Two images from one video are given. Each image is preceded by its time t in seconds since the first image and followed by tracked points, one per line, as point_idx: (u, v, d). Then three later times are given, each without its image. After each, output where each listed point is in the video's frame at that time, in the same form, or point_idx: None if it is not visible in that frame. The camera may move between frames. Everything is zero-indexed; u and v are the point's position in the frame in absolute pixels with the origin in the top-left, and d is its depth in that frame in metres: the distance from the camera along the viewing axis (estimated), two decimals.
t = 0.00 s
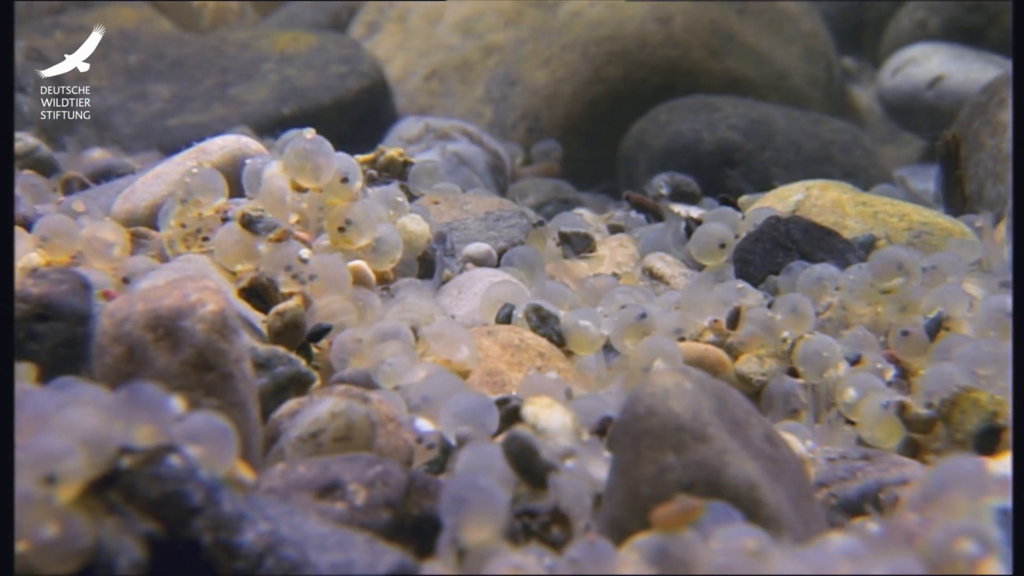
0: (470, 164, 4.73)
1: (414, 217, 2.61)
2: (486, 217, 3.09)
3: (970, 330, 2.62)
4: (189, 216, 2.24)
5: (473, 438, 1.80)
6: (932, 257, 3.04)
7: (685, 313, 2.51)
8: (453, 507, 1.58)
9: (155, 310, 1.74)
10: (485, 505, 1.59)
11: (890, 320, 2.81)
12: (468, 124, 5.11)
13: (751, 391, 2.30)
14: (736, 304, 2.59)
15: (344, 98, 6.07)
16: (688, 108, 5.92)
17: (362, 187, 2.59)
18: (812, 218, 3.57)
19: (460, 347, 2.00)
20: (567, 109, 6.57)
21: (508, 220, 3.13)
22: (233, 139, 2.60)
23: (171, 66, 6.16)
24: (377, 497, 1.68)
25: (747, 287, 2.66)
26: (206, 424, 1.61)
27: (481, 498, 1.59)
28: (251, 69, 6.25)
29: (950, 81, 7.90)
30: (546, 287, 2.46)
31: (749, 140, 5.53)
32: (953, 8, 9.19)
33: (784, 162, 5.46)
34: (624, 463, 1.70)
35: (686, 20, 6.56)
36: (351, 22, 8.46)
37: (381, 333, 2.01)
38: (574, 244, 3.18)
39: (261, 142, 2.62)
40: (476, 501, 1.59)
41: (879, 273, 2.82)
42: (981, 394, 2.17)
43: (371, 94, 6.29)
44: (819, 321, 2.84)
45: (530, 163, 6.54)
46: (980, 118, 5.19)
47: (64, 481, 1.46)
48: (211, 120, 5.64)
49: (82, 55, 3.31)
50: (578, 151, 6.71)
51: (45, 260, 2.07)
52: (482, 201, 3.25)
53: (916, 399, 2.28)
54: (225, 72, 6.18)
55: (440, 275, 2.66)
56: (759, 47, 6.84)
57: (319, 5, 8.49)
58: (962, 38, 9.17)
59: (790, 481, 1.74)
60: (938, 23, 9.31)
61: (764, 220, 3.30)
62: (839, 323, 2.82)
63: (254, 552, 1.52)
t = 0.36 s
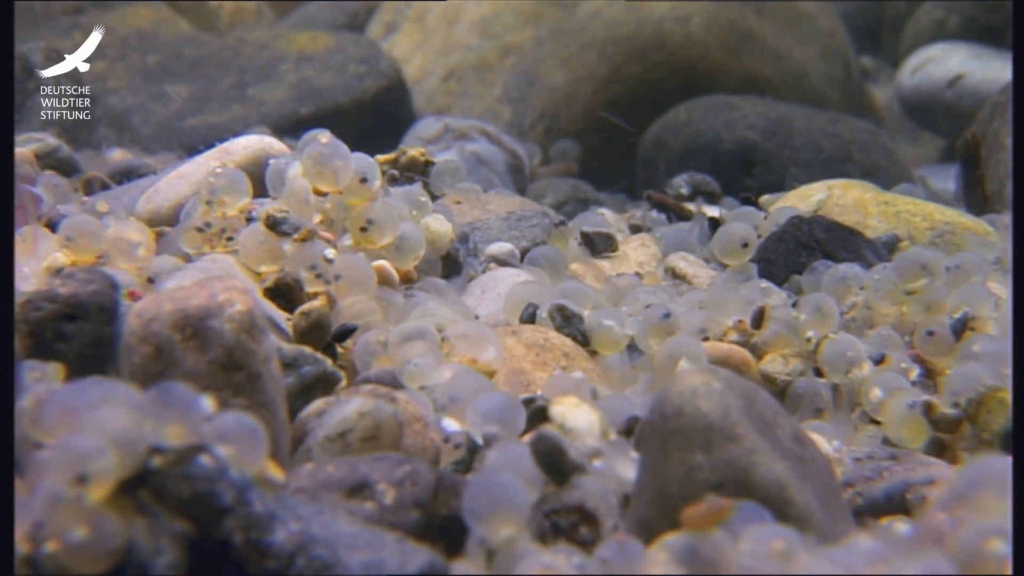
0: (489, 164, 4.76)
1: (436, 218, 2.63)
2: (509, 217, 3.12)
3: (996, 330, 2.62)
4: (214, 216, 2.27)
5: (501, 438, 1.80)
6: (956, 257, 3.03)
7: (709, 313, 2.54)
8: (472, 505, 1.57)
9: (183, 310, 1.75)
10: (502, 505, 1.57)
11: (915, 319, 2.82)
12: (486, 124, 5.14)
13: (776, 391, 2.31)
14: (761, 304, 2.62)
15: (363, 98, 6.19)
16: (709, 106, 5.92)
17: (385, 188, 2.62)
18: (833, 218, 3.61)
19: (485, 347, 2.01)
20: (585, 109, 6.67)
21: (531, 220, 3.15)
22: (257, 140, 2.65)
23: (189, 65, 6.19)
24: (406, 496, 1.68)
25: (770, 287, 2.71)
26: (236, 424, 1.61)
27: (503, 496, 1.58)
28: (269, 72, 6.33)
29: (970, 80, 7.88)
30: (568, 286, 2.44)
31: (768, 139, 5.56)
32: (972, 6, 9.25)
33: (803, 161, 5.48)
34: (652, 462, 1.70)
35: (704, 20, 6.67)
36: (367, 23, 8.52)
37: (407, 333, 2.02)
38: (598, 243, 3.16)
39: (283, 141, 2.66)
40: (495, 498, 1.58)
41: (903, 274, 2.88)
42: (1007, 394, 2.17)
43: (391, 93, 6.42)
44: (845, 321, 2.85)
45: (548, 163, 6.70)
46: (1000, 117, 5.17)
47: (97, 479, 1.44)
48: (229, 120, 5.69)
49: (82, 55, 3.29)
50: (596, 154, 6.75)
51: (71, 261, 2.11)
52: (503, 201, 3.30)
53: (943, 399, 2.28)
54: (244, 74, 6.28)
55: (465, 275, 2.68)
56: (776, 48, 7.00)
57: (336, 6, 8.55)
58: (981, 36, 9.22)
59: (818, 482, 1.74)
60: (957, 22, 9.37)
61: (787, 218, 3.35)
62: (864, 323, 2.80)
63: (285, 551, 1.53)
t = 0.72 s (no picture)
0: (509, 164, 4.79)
1: (460, 217, 2.61)
2: (531, 216, 3.14)
3: None
4: (239, 216, 2.30)
5: (528, 437, 1.79)
6: (983, 256, 3.00)
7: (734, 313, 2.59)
8: (508, 504, 1.54)
9: (211, 309, 1.75)
10: (535, 504, 1.55)
11: (941, 319, 2.82)
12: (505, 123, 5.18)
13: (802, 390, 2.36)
14: (787, 303, 2.63)
15: (382, 97, 6.40)
16: (730, 106, 6.11)
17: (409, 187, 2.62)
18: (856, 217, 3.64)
19: (512, 346, 2.00)
20: (603, 108, 6.76)
21: (553, 220, 3.16)
22: (281, 140, 2.65)
23: (207, 65, 6.33)
24: (435, 496, 1.68)
25: (796, 286, 2.70)
26: (267, 423, 1.61)
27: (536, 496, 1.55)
28: (290, 72, 6.40)
29: (990, 79, 7.86)
30: (592, 287, 2.44)
31: (789, 139, 5.70)
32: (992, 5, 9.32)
33: (822, 160, 5.59)
34: (681, 462, 1.70)
35: (724, 19, 6.82)
36: (386, 24, 8.61)
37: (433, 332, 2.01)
38: (622, 242, 3.15)
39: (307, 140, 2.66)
40: (529, 497, 1.55)
41: (928, 273, 2.88)
42: None
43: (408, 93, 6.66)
44: (869, 320, 2.87)
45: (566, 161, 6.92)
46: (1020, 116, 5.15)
47: (129, 478, 1.43)
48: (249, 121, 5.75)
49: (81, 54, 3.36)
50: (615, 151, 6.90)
51: (97, 261, 2.11)
52: (526, 201, 3.31)
53: (970, 399, 2.28)
54: (262, 74, 6.36)
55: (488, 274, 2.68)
56: (795, 46, 7.00)
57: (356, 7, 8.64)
58: (1001, 35, 9.28)
59: (847, 481, 1.73)
60: (977, 21, 9.48)
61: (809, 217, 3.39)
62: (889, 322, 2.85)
63: (316, 551, 1.53)
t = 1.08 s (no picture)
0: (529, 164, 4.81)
1: (483, 216, 2.61)
2: (555, 216, 3.13)
3: None
4: (264, 216, 2.30)
5: (558, 438, 1.80)
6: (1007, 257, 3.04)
7: (760, 313, 2.57)
8: (548, 505, 1.56)
9: (240, 309, 1.76)
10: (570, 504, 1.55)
11: (967, 318, 2.85)
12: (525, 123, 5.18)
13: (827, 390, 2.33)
14: (813, 302, 2.66)
15: (401, 97, 6.17)
16: (747, 106, 6.05)
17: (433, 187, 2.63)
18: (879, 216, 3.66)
19: (538, 345, 2.02)
20: (622, 107, 6.85)
21: (576, 220, 3.16)
22: (304, 140, 2.70)
23: (227, 68, 6.52)
24: (464, 496, 1.68)
25: (821, 286, 2.75)
26: (298, 422, 1.60)
27: (580, 497, 1.57)
28: (308, 72, 6.42)
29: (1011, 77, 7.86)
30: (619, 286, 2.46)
31: (809, 139, 5.71)
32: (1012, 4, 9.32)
33: (843, 160, 5.64)
34: (711, 462, 1.70)
35: (743, 19, 6.81)
36: (404, 23, 8.63)
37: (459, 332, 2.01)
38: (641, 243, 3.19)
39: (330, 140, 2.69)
40: (569, 495, 1.57)
41: (956, 271, 2.86)
42: None
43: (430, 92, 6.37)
44: (896, 319, 2.88)
45: (585, 161, 6.95)
46: None
47: (162, 478, 1.43)
48: (267, 121, 5.77)
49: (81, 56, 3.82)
50: (632, 153, 7.00)
51: (123, 261, 2.16)
52: (550, 200, 3.30)
53: (998, 400, 2.30)
54: (282, 74, 6.39)
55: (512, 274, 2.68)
56: (815, 45, 6.98)
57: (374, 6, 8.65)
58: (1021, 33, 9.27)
59: (877, 481, 1.73)
60: (997, 20, 9.52)
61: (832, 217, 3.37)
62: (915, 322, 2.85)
63: (349, 550, 1.53)
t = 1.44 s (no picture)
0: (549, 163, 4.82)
1: (508, 216, 2.63)
2: (578, 215, 3.14)
3: None
4: (290, 216, 2.38)
5: (583, 437, 1.81)
6: None
7: (785, 312, 2.63)
8: (572, 505, 1.54)
9: (269, 309, 1.76)
10: (604, 504, 1.54)
11: (994, 317, 2.87)
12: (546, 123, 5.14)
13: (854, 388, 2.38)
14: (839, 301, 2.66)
15: (420, 98, 6.25)
16: (767, 104, 6.16)
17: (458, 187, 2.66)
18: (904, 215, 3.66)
19: (564, 344, 2.06)
20: (642, 106, 6.91)
21: (600, 219, 3.18)
22: (328, 140, 2.76)
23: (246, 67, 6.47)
24: (495, 496, 1.67)
25: (847, 285, 2.77)
26: (330, 421, 1.60)
27: (604, 497, 1.55)
28: (327, 72, 6.44)
29: None
30: (641, 284, 2.48)
31: (829, 139, 5.75)
32: None
33: (863, 159, 5.65)
34: (742, 461, 1.70)
35: (762, 19, 6.93)
36: (422, 23, 8.65)
37: (488, 332, 2.06)
38: (667, 241, 3.23)
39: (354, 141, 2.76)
40: (595, 495, 1.55)
41: (983, 271, 2.91)
42: None
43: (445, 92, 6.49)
44: (921, 319, 2.91)
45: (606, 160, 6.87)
46: None
47: (194, 477, 1.42)
48: (287, 121, 5.80)
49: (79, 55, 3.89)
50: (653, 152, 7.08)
51: (149, 261, 2.22)
52: (572, 200, 3.30)
53: None
54: (301, 74, 6.42)
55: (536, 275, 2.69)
56: (835, 45, 7.15)
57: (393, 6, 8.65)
58: None
59: (907, 480, 1.72)
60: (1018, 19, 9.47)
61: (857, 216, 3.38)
62: (940, 321, 2.89)
63: (381, 550, 1.53)
